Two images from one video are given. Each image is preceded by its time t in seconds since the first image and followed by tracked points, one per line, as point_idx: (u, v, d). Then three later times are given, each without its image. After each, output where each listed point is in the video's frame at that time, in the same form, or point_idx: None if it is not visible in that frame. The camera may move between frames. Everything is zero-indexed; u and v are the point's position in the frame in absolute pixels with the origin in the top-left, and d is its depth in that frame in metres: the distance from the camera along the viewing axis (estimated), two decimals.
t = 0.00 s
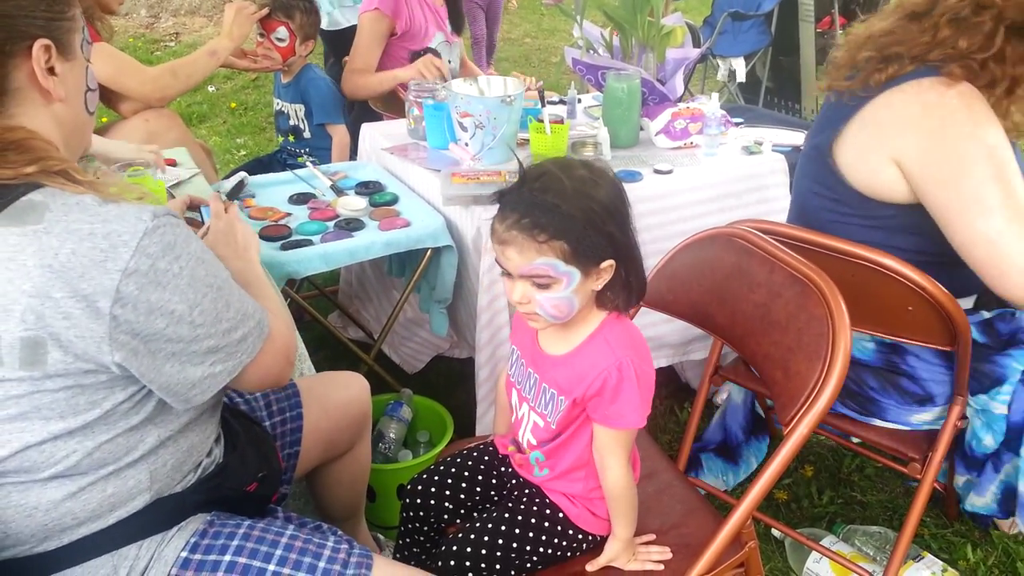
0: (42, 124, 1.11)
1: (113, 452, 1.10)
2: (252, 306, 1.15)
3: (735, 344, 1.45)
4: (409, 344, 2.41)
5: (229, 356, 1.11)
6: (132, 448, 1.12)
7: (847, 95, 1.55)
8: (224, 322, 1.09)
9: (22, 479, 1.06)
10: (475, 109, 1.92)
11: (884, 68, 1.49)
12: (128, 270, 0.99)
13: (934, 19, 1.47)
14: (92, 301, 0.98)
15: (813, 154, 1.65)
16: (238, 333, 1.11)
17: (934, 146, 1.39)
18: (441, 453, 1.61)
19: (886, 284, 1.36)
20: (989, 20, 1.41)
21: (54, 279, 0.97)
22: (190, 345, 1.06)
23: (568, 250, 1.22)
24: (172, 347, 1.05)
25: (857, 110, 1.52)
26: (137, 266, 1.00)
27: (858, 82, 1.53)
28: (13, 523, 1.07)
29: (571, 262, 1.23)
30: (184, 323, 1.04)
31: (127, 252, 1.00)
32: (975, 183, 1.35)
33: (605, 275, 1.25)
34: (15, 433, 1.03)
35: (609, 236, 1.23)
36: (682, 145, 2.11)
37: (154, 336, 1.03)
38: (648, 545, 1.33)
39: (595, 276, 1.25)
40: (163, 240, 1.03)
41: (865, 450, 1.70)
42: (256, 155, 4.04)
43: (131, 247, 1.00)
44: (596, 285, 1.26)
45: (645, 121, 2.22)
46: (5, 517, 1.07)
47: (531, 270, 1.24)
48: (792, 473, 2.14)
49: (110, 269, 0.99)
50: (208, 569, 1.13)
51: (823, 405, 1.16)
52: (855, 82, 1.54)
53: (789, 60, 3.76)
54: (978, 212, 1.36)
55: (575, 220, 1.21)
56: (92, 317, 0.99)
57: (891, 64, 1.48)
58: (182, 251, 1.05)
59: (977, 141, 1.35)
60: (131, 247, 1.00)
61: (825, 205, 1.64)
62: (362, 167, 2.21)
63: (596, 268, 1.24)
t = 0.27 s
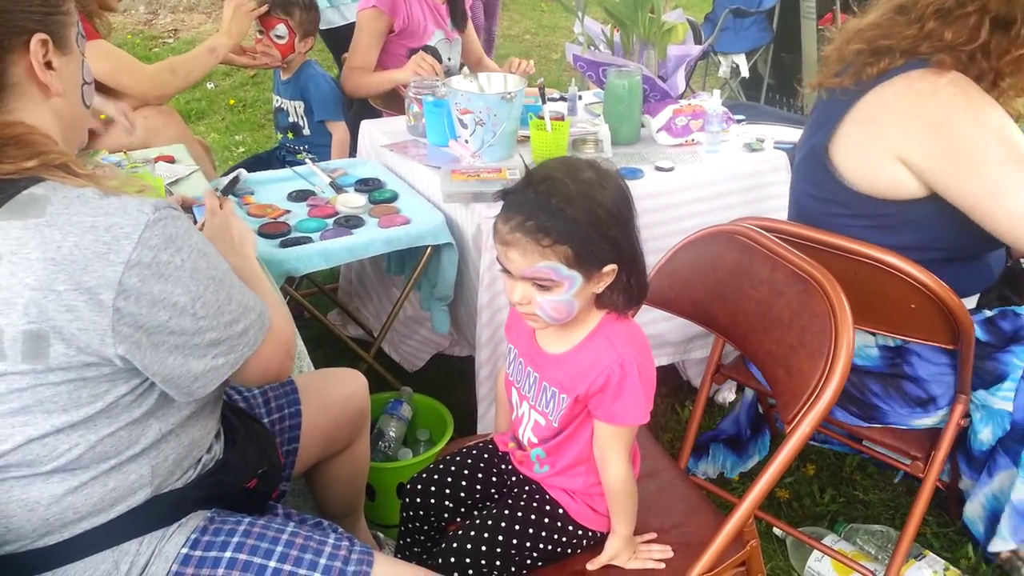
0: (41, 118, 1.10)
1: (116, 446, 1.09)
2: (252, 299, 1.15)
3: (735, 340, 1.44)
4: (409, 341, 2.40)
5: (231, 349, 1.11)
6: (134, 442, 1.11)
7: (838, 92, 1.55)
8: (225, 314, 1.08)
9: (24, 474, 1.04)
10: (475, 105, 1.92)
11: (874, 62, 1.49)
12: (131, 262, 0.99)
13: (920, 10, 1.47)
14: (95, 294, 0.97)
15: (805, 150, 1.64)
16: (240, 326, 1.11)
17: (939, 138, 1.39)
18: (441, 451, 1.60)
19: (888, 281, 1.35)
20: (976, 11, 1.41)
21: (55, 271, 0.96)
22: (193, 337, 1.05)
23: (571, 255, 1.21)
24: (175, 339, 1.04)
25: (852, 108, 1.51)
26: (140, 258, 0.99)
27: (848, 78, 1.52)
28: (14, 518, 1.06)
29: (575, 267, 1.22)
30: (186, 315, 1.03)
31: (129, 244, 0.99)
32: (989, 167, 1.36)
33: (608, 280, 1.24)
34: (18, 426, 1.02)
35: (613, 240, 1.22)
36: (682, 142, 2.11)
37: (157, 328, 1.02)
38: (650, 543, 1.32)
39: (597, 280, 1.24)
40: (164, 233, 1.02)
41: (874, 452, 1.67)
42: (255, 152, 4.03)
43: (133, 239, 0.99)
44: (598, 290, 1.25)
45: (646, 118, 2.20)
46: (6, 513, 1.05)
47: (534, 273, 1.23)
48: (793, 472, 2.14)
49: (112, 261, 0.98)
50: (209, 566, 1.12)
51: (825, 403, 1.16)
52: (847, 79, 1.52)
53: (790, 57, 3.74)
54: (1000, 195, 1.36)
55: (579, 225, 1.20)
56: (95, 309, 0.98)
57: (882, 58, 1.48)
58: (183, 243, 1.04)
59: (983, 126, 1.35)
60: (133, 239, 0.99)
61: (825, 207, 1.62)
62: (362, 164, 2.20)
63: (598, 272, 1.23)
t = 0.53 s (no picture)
0: (53, 121, 1.12)
1: (125, 441, 1.09)
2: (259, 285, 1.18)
3: (738, 342, 1.44)
4: (413, 343, 2.41)
5: (244, 334, 1.14)
6: (143, 437, 1.12)
7: (868, 102, 1.50)
8: (238, 300, 1.11)
9: (32, 470, 1.04)
10: (479, 107, 1.92)
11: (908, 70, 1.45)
12: (144, 256, 1.00)
13: (948, 23, 1.44)
14: (109, 289, 0.98)
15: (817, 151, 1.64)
16: (252, 311, 1.14)
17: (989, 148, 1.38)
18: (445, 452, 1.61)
19: (892, 282, 1.35)
20: (1005, 21, 1.40)
21: (67, 268, 0.97)
22: (209, 325, 1.07)
23: (569, 257, 1.21)
24: (192, 329, 1.06)
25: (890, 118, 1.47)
26: (152, 251, 1.00)
27: (883, 88, 1.47)
28: (22, 515, 1.06)
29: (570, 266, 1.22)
30: (202, 304, 1.05)
31: (142, 239, 1.00)
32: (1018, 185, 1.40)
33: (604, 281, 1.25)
34: (29, 422, 1.02)
35: (610, 243, 1.23)
36: (686, 142, 2.11)
37: (174, 319, 1.03)
38: (654, 545, 1.32)
39: (594, 282, 1.24)
40: (175, 226, 1.03)
41: (878, 453, 1.67)
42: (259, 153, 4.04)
43: (146, 234, 1.00)
44: (594, 292, 1.25)
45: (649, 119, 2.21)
46: (13, 510, 1.05)
47: (530, 275, 1.23)
48: (798, 472, 2.14)
49: (127, 256, 0.99)
50: (214, 567, 1.12)
51: (829, 404, 1.15)
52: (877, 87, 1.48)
53: (794, 58, 3.74)
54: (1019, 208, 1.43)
55: (578, 227, 1.20)
56: (110, 304, 0.98)
57: (917, 66, 1.44)
58: (194, 234, 1.06)
59: None
60: (145, 234, 1.00)
61: (833, 209, 1.61)
62: (365, 166, 2.21)
63: (595, 275, 1.23)
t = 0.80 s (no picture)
0: (58, 116, 1.15)
1: (128, 426, 1.09)
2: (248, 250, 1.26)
3: (738, 338, 1.44)
4: (412, 338, 2.41)
5: (246, 297, 1.22)
6: (145, 423, 1.12)
7: (863, 85, 1.50)
8: (238, 266, 1.20)
9: (36, 458, 1.04)
10: (478, 102, 1.91)
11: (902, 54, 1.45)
12: (162, 237, 1.05)
13: (950, 10, 1.43)
14: (129, 273, 1.02)
15: (815, 144, 1.63)
16: (249, 273, 1.23)
17: (960, 128, 1.35)
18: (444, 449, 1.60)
19: (892, 279, 1.35)
20: (1008, 16, 1.39)
21: (87, 255, 1.00)
22: (220, 293, 1.15)
23: (565, 258, 1.21)
24: (207, 302, 1.13)
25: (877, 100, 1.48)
26: (168, 232, 1.06)
27: (877, 71, 1.47)
28: (23, 504, 1.05)
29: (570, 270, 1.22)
30: (213, 275, 1.13)
31: (156, 221, 1.05)
32: (986, 172, 1.33)
33: (598, 285, 1.24)
34: (37, 410, 1.02)
35: (607, 245, 1.22)
36: (686, 138, 2.10)
37: (191, 295, 1.10)
38: (652, 541, 1.32)
39: (590, 285, 1.24)
40: (182, 207, 1.09)
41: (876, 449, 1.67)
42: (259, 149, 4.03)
43: (160, 215, 1.05)
44: (589, 295, 1.25)
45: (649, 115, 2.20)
46: (16, 500, 1.05)
47: (525, 274, 1.23)
48: (797, 469, 2.13)
49: (144, 240, 1.03)
50: (212, 561, 1.12)
51: (829, 400, 1.15)
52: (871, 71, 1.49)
53: (794, 54, 3.73)
54: (983, 198, 1.35)
55: (576, 227, 1.20)
56: (130, 288, 1.03)
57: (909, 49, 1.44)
58: (198, 212, 1.11)
59: (996, 127, 1.33)
60: (159, 216, 1.05)
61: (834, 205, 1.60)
62: (365, 162, 2.20)
63: (591, 277, 1.23)
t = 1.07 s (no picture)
0: (55, 110, 1.15)
1: (130, 416, 1.09)
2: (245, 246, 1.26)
3: (740, 336, 1.44)
4: (415, 336, 2.41)
5: (243, 290, 1.22)
6: (147, 413, 1.12)
7: (864, 74, 1.50)
8: (235, 260, 1.20)
9: (39, 448, 1.04)
10: (480, 100, 1.91)
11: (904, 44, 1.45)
12: (160, 228, 1.05)
13: (957, 5, 1.42)
14: (128, 262, 1.02)
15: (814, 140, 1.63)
16: (246, 266, 1.23)
17: (950, 121, 1.35)
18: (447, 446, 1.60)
19: (895, 276, 1.34)
20: (1015, 16, 1.37)
21: (86, 245, 1.00)
22: (217, 285, 1.15)
23: (562, 260, 1.21)
24: (205, 293, 1.13)
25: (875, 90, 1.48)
26: (166, 222, 1.06)
27: (877, 61, 1.47)
28: (26, 495, 1.05)
29: (570, 276, 1.22)
30: (210, 266, 1.13)
31: (155, 211, 1.05)
32: (973, 164, 1.33)
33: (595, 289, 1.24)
34: (39, 400, 1.02)
35: (604, 248, 1.22)
36: (688, 136, 2.10)
37: (188, 286, 1.10)
38: (655, 538, 1.32)
39: (587, 288, 1.24)
40: (180, 199, 1.09)
41: (879, 447, 1.67)
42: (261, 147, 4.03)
43: (157, 205, 1.06)
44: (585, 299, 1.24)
45: (651, 112, 2.20)
46: (19, 490, 1.05)
47: (521, 276, 1.23)
48: (800, 466, 2.13)
49: (142, 230, 1.03)
50: (216, 554, 1.13)
51: (832, 398, 1.15)
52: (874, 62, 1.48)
53: (797, 51, 3.72)
54: (967, 190, 1.34)
55: (574, 230, 1.20)
56: (128, 276, 1.02)
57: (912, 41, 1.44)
58: (196, 204, 1.12)
59: (986, 119, 1.32)
60: (157, 206, 1.05)
61: (837, 202, 1.60)
62: (366, 160, 2.20)
63: (588, 281, 1.23)
